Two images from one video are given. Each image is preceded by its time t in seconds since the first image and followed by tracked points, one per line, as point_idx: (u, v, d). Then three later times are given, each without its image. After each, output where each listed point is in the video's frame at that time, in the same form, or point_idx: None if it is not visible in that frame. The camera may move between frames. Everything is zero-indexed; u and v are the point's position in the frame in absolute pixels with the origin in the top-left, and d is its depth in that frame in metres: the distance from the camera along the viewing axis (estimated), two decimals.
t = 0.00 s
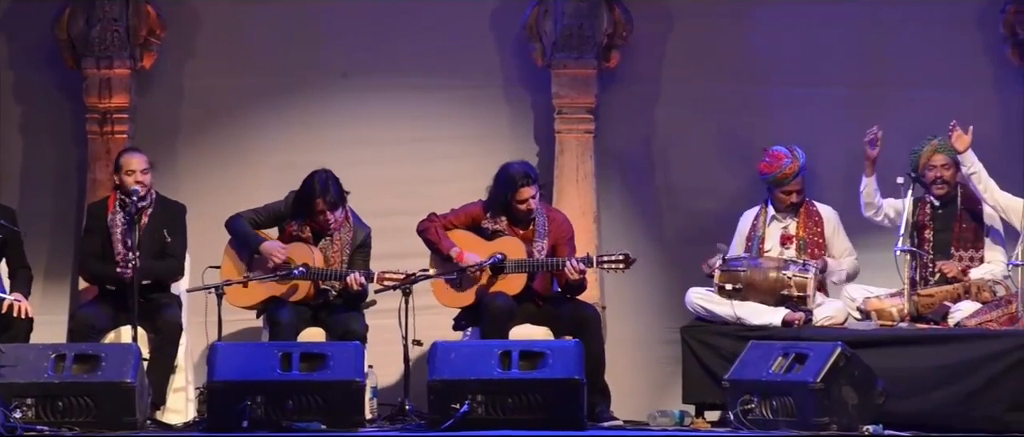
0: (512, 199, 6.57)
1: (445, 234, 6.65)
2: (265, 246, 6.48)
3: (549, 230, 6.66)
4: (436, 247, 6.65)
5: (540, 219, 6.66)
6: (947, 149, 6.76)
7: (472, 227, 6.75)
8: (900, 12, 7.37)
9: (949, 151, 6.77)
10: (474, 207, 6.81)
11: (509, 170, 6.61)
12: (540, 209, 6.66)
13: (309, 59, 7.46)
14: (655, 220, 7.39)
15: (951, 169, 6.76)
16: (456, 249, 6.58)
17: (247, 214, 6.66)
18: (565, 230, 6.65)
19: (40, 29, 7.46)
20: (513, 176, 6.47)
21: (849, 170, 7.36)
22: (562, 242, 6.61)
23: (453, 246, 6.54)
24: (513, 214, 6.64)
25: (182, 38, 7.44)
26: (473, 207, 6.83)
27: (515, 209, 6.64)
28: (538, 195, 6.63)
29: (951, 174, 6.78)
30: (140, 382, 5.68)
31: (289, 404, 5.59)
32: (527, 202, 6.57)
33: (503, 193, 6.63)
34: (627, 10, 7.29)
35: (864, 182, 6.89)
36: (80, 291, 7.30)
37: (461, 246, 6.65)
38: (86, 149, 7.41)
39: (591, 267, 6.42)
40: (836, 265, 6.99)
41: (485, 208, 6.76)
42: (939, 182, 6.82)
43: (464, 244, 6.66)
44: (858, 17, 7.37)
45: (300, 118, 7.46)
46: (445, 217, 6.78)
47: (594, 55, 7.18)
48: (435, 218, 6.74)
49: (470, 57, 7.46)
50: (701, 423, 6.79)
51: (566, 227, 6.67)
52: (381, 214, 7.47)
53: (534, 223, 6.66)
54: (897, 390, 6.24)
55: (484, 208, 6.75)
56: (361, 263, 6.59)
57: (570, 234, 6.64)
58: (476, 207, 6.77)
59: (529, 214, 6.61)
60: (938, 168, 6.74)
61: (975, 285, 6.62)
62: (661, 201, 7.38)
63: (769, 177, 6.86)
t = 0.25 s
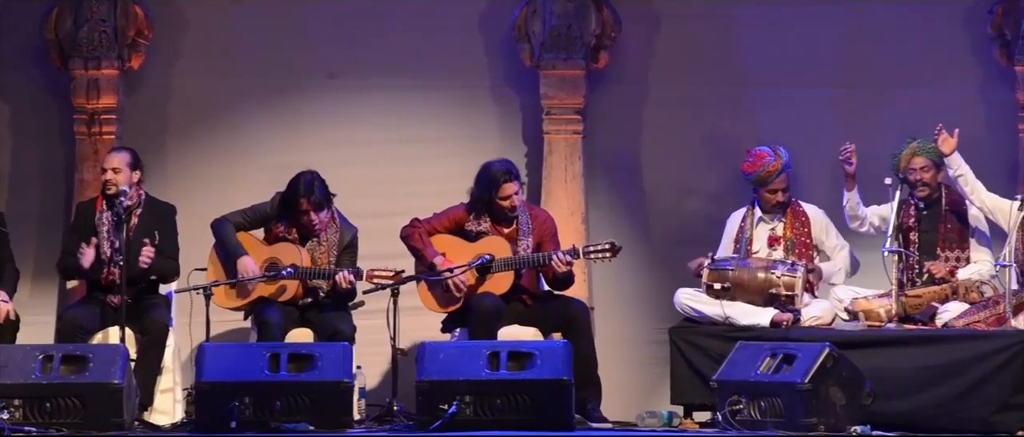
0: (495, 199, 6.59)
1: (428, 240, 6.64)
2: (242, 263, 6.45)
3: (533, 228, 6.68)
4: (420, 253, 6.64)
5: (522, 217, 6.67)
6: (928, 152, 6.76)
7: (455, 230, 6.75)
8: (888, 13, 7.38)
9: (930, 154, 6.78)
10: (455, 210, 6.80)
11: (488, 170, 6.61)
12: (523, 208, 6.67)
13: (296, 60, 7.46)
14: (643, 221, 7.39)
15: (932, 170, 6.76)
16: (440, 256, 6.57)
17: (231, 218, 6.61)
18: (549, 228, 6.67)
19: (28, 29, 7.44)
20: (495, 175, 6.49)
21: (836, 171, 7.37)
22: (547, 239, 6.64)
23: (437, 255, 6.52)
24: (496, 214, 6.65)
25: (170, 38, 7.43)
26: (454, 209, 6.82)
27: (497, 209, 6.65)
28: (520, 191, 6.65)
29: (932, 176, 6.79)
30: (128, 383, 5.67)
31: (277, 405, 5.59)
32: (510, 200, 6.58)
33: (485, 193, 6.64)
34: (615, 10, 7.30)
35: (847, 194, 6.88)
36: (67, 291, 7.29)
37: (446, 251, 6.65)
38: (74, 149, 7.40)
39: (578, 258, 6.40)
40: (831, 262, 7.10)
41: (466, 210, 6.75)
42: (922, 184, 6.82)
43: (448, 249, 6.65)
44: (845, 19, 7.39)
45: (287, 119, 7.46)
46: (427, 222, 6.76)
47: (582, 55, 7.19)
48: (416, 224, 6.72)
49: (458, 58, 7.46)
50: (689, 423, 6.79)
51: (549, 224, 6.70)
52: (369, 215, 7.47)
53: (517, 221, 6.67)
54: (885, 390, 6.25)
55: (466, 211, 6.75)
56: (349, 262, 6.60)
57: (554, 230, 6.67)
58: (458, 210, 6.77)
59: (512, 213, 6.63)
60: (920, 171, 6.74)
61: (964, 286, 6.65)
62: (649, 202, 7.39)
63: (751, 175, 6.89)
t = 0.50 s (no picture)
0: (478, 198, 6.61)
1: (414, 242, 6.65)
2: (227, 263, 6.45)
3: (517, 226, 6.69)
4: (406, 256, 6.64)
5: (506, 215, 6.69)
6: (908, 156, 6.77)
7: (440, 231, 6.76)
8: (877, 12, 7.38)
9: (911, 158, 6.78)
10: (440, 212, 6.81)
11: (469, 170, 6.64)
12: (507, 207, 6.69)
13: (285, 60, 7.45)
14: (632, 221, 7.39)
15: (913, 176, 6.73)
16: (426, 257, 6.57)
17: (216, 218, 6.64)
18: (534, 225, 6.69)
19: (16, 29, 7.44)
20: (477, 173, 6.53)
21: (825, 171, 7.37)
22: (532, 237, 6.65)
23: (423, 255, 6.53)
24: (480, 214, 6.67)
25: (159, 38, 7.43)
26: (439, 212, 6.83)
27: (481, 209, 6.67)
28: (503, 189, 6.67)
29: (913, 181, 6.78)
30: (117, 383, 5.67)
31: (266, 405, 5.58)
32: (493, 199, 6.60)
33: (468, 194, 6.66)
34: (604, 10, 7.30)
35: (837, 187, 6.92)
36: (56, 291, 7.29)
37: (432, 253, 6.64)
38: (63, 149, 7.39)
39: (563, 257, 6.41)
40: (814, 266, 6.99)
41: (451, 211, 6.76)
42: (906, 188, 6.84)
43: (433, 250, 6.65)
44: (834, 19, 7.39)
45: (277, 119, 7.46)
46: (413, 225, 6.78)
47: (571, 56, 7.19)
48: (402, 227, 6.74)
49: (448, 58, 7.46)
50: (678, 423, 6.79)
51: (534, 221, 6.71)
52: (359, 215, 7.47)
53: (501, 220, 6.69)
54: (873, 391, 6.26)
55: (450, 213, 6.76)
56: (337, 260, 6.60)
57: (539, 228, 6.69)
58: (443, 212, 6.78)
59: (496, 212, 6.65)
60: (901, 175, 6.73)
61: (952, 287, 6.65)
62: (638, 202, 7.38)
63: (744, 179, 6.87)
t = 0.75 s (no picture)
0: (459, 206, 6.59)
1: (396, 243, 6.66)
2: (211, 266, 6.45)
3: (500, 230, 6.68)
4: (389, 257, 6.66)
5: (488, 221, 6.67)
6: (893, 161, 6.84)
7: (422, 234, 6.77)
8: (861, 13, 7.39)
9: (896, 164, 6.85)
10: (422, 215, 6.82)
11: (452, 178, 6.62)
12: (489, 213, 6.67)
13: (269, 60, 7.44)
14: (616, 221, 7.39)
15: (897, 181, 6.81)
16: (410, 256, 6.59)
17: (196, 224, 6.63)
18: (515, 229, 6.68)
19: None
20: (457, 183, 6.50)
21: (809, 171, 7.38)
22: (514, 242, 6.65)
23: (405, 255, 6.55)
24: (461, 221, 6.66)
25: (143, 38, 7.41)
26: (421, 214, 6.84)
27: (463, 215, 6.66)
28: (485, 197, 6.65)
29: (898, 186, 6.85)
30: (101, 383, 5.66)
31: (249, 406, 5.57)
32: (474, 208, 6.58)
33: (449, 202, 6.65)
34: (588, 11, 7.30)
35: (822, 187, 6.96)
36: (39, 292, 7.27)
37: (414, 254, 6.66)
38: (46, 149, 7.38)
39: (543, 256, 6.44)
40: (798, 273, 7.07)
41: (433, 215, 6.76)
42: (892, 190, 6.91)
43: (416, 251, 6.66)
44: (817, 19, 7.40)
45: (261, 119, 7.45)
46: (395, 227, 6.79)
47: (556, 56, 7.19)
48: (384, 229, 6.75)
49: (432, 58, 7.46)
50: (662, 424, 6.80)
51: (516, 224, 6.70)
52: (343, 215, 7.47)
53: (483, 225, 6.68)
54: (856, 392, 6.27)
55: (432, 217, 6.76)
56: (318, 258, 6.59)
57: (522, 232, 6.68)
58: (424, 215, 6.79)
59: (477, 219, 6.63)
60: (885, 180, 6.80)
61: (935, 287, 6.67)
62: (622, 202, 7.39)
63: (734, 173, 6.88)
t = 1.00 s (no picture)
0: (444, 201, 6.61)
1: (379, 245, 6.67)
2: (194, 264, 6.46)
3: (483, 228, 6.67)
4: (373, 259, 6.65)
5: (473, 218, 6.68)
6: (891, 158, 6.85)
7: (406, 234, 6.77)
8: (845, 13, 7.39)
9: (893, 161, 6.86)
10: (405, 215, 6.82)
11: (435, 173, 6.64)
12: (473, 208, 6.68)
13: (254, 60, 7.44)
14: (601, 221, 7.39)
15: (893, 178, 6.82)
16: (393, 258, 6.58)
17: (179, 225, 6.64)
18: (500, 225, 6.67)
19: None
20: (442, 176, 6.53)
21: (794, 172, 7.39)
22: (499, 237, 6.64)
23: (389, 256, 6.54)
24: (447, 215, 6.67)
25: (127, 38, 7.40)
26: (404, 215, 6.84)
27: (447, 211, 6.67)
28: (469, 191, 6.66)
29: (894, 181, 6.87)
30: (85, 384, 5.65)
31: (233, 407, 5.55)
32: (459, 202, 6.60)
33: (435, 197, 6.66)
34: (573, 11, 7.29)
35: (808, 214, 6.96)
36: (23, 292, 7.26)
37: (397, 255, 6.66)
38: (30, 150, 7.36)
39: (525, 255, 6.42)
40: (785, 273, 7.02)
41: (417, 214, 6.77)
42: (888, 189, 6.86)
43: (399, 252, 6.67)
44: (802, 19, 7.39)
45: (246, 119, 7.44)
46: (378, 229, 6.79)
47: (540, 56, 7.18)
48: (367, 231, 6.75)
49: (416, 58, 7.45)
50: (647, 425, 6.79)
51: (500, 220, 6.69)
52: (328, 215, 7.46)
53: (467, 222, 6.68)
54: (842, 393, 6.29)
55: (416, 215, 6.77)
56: (301, 256, 6.59)
57: (505, 228, 6.68)
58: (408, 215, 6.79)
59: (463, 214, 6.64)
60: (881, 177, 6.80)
61: (918, 288, 6.68)
62: (607, 202, 7.39)
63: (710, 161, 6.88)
